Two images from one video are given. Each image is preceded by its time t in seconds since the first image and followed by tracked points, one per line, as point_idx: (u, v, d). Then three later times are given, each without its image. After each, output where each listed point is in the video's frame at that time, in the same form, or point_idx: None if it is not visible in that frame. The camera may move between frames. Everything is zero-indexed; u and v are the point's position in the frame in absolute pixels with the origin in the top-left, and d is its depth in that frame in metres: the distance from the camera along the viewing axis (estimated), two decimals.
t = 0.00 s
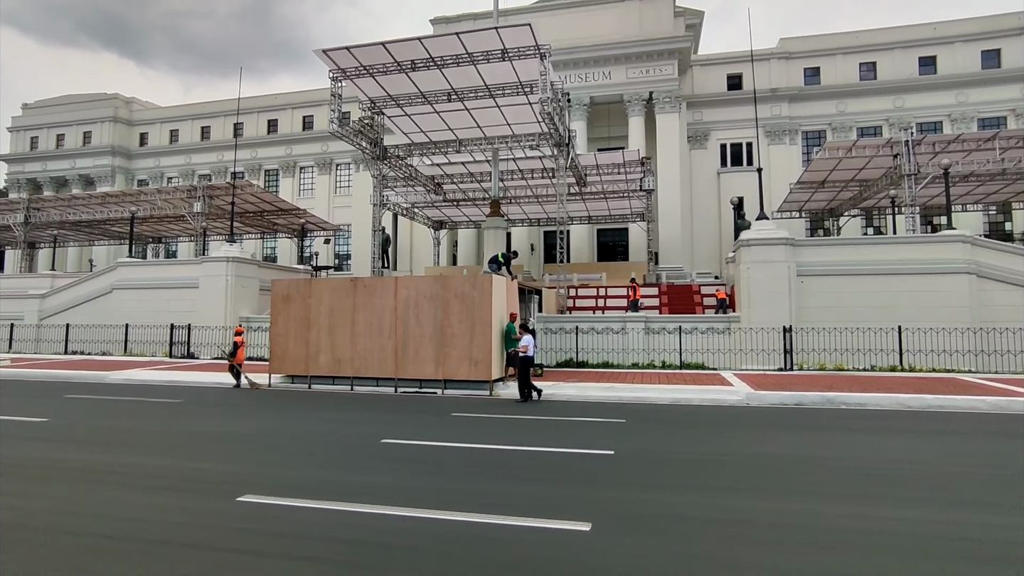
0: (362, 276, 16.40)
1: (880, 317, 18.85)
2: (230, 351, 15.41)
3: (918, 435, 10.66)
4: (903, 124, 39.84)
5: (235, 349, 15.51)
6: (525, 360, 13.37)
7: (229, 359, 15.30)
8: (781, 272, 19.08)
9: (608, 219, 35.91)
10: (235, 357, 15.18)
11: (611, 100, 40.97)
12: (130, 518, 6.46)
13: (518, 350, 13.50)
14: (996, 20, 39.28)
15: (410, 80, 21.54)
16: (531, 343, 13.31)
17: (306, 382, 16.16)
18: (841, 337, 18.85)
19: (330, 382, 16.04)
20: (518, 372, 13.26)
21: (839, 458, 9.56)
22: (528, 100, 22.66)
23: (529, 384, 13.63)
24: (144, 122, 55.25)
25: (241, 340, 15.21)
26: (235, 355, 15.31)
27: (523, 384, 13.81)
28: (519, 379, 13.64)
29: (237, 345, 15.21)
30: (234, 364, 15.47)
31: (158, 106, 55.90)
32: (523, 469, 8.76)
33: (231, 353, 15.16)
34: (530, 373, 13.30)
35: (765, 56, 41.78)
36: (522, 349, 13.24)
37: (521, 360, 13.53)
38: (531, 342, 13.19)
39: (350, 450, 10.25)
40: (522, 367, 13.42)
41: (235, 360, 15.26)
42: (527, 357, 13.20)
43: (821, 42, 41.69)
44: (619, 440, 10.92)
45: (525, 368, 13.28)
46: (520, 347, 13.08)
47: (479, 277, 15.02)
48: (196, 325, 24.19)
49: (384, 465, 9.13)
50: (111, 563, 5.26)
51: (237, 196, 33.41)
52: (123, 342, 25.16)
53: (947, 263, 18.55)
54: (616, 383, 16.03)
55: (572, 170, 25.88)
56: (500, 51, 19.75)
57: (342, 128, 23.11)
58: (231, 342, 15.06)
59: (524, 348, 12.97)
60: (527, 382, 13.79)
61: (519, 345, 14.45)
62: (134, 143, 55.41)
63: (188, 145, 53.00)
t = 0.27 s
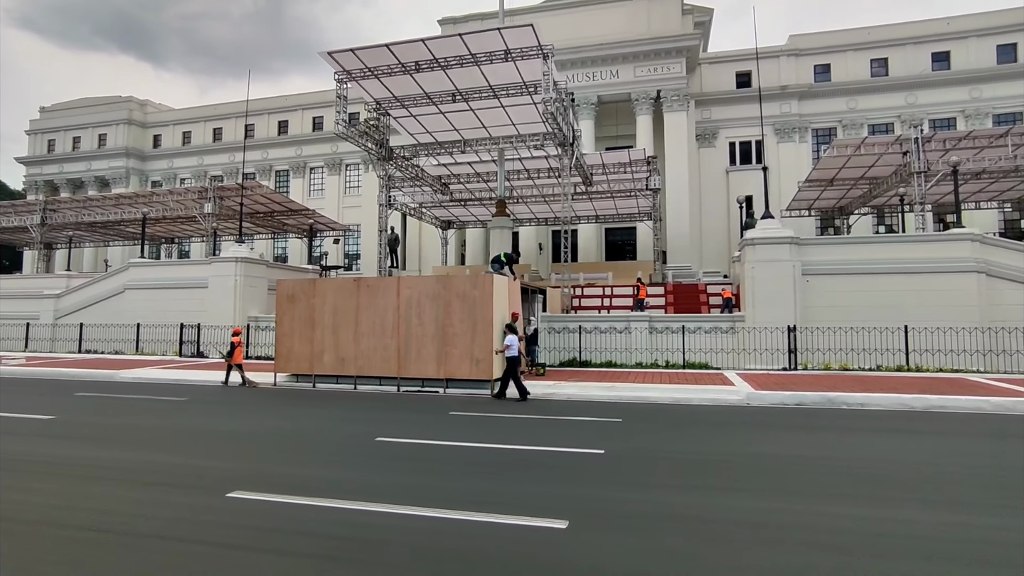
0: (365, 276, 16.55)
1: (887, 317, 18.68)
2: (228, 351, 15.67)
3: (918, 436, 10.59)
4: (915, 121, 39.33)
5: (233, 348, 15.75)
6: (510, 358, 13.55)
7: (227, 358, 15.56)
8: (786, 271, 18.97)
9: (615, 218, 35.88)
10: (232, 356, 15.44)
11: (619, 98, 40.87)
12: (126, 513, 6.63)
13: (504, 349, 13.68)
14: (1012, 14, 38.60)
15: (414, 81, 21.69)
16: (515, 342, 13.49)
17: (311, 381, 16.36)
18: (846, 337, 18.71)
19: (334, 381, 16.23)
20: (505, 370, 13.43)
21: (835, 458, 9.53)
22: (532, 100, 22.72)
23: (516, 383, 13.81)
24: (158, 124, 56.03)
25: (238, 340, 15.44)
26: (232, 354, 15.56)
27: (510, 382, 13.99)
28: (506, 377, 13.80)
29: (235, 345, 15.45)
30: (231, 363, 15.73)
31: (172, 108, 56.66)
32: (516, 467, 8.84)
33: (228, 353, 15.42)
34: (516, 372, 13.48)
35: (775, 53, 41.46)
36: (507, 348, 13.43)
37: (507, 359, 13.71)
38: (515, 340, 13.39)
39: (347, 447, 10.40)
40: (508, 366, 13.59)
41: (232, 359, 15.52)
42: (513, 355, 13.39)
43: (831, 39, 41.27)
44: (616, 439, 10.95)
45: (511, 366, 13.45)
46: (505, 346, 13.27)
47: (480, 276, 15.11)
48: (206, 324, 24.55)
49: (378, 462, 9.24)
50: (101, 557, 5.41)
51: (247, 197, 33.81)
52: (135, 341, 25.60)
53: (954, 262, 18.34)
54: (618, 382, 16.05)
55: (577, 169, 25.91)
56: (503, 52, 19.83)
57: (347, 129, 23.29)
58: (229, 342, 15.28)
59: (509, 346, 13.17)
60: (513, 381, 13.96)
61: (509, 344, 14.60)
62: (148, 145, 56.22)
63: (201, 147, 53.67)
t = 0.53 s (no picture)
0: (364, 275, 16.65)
1: (888, 315, 18.55)
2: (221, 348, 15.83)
3: (912, 435, 10.52)
4: (922, 118, 38.94)
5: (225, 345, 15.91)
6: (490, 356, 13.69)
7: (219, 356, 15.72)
8: (786, 269, 18.88)
9: (618, 217, 35.83)
10: (224, 354, 15.61)
11: (623, 97, 40.76)
12: (113, 508, 6.70)
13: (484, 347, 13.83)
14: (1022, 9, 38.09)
15: (414, 81, 21.77)
16: (494, 339, 13.65)
17: (310, 379, 16.49)
18: (847, 336, 18.61)
19: (332, 379, 16.35)
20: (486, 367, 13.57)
21: (827, 457, 9.49)
22: (532, 99, 22.74)
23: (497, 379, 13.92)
24: (166, 125, 56.51)
25: (230, 337, 15.57)
26: (225, 352, 15.73)
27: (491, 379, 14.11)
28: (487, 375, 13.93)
29: (227, 343, 15.60)
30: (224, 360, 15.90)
31: (179, 109, 57.13)
32: (505, 463, 8.87)
33: (220, 350, 15.59)
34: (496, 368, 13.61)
35: (781, 50, 41.20)
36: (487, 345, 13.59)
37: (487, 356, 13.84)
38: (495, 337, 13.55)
39: (340, 444, 10.48)
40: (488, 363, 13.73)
41: (225, 356, 15.68)
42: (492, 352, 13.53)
43: (838, 35, 40.93)
44: (608, 437, 10.97)
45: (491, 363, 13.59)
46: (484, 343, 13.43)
47: (477, 275, 15.16)
48: (210, 323, 24.78)
49: (369, 459, 9.30)
50: (84, 551, 5.49)
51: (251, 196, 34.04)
52: (140, 340, 25.88)
53: (956, 260, 18.17)
54: (615, 380, 16.05)
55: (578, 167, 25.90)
56: (502, 51, 19.87)
57: (349, 129, 23.41)
58: (221, 340, 15.41)
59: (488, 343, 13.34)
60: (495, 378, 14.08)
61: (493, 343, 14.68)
62: (156, 145, 56.72)
63: (208, 147, 54.11)
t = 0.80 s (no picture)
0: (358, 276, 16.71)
1: (885, 316, 18.46)
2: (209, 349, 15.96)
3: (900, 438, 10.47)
4: (925, 117, 38.67)
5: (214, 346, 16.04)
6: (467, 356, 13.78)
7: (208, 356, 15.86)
8: (782, 269, 18.82)
9: (619, 217, 35.77)
10: (213, 354, 15.76)
11: (624, 96, 40.68)
12: (92, 510, 6.77)
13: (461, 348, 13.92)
14: None
15: (411, 82, 21.82)
16: (472, 340, 13.75)
17: (305, 379, 16.58)
18: (843, 336, 18.55)
19: (327, 380, 16.43)
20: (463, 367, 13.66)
21: (812, 460, 9.46)
22: (529, 100, 22.75)
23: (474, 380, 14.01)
24: (171, 125, 56.85)
25: (218, 338, 15.70)
26: (214, 352, 15.87)
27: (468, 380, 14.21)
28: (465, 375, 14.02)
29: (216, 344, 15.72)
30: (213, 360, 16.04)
31: (184, 109, 57.45)
32: (489, 466, 8.89)
33: (208, 351, 15.72)
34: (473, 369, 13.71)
35: (782, 48, 41.04)
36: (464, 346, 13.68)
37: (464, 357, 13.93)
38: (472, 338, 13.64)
39: (328, 445, 10.53)
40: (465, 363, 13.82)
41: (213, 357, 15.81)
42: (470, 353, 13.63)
43: (840, 34, 40.70)
44: (596, 439, 10.97)
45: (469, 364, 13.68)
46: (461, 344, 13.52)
47: (469, 276, 15.20)
48: (209, 323, 24.94)
49: (354, 460, 9.34)
50: (55, 553, 5.54)
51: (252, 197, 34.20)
52: (142, 340, 26.07)
53: (954, 260, 18.06)
54: (609, 382, 16.05)
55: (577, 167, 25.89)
56: (498, 51, 19.89)
57: (347, 130, 23.48)
58: (209, 340, 15.53)
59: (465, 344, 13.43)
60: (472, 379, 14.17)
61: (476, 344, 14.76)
62: (161, 146, 57.08)
63: (211, 148, 54.39)
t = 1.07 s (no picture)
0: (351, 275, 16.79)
1: (880, 315, 18.42)
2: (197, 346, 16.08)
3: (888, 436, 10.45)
4: (926, 115, 38.51)
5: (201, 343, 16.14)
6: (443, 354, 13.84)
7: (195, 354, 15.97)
8: (776, 268, 18.81)
9: (617, 216, 35.75)
10: (200, 352, 15.88)
11: (623, 95, 40.64)
12: (74, 503, 6.81)
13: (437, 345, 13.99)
14: None
15: (407, 81, 21.87)
16: (448, 338, 13.82)
17: (299, 377, 16.67)
18: (838, 335, 18.53)
19: (321, 378, 16.50)
20: (439, 365, 13.74)
21: (798, 458, 9.44)
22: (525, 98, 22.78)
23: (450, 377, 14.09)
24: (173, 125, 57.12)
25: (205, 336, 15.78)
26: (201, 350, 15.99)
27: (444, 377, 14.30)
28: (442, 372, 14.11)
29: (202, 341, 15.81)
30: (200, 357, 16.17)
31: (186, 109, 57.71)
32: (473, 462, 8.90)
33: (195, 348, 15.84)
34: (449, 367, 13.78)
35: (782, 47, 40.96)
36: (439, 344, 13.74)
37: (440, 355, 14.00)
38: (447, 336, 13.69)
39: (316, 442, 10.57)
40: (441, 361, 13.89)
41: (200, 354, 15.93)
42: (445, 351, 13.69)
43: (841, 32, 40.58)
44: (584, 437, 10.98)
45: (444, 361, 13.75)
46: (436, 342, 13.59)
47: (461, 274, 15.25)
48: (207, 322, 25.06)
49: (340, 457, 9.36)
50: (32, 544, 5.58)
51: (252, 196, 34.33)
52: (141, 338, 26.21)
53: (949, 259, 18.01)
54: (601, 380, 16.07)
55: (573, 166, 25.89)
56: (492, 51, 19.93)
57: (343, 129, 23.55)
58: (197, 338, 15.63)
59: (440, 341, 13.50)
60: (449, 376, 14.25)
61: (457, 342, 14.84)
62: (163, 145, 57.36)
63: (213, 147, 54.62)
